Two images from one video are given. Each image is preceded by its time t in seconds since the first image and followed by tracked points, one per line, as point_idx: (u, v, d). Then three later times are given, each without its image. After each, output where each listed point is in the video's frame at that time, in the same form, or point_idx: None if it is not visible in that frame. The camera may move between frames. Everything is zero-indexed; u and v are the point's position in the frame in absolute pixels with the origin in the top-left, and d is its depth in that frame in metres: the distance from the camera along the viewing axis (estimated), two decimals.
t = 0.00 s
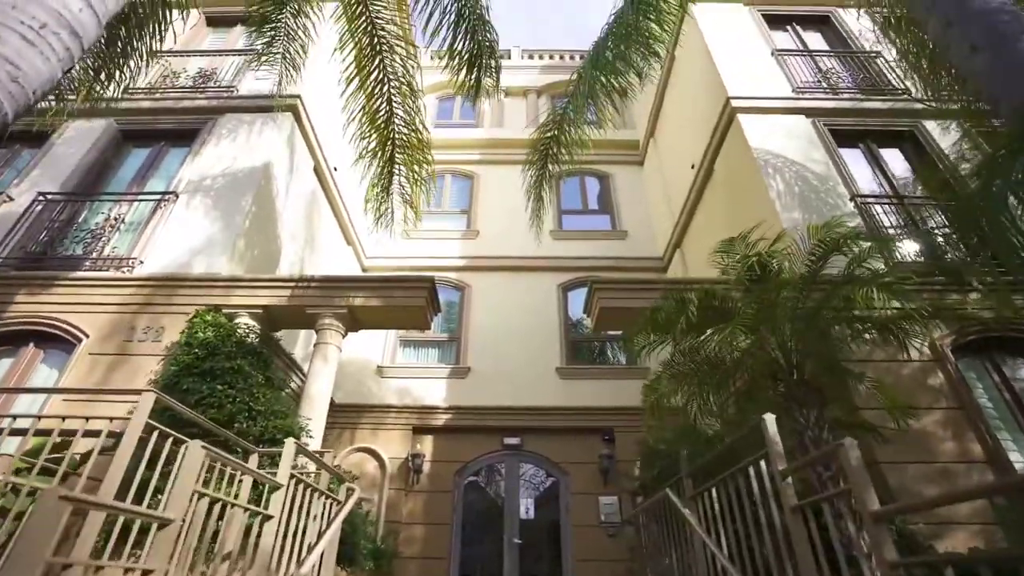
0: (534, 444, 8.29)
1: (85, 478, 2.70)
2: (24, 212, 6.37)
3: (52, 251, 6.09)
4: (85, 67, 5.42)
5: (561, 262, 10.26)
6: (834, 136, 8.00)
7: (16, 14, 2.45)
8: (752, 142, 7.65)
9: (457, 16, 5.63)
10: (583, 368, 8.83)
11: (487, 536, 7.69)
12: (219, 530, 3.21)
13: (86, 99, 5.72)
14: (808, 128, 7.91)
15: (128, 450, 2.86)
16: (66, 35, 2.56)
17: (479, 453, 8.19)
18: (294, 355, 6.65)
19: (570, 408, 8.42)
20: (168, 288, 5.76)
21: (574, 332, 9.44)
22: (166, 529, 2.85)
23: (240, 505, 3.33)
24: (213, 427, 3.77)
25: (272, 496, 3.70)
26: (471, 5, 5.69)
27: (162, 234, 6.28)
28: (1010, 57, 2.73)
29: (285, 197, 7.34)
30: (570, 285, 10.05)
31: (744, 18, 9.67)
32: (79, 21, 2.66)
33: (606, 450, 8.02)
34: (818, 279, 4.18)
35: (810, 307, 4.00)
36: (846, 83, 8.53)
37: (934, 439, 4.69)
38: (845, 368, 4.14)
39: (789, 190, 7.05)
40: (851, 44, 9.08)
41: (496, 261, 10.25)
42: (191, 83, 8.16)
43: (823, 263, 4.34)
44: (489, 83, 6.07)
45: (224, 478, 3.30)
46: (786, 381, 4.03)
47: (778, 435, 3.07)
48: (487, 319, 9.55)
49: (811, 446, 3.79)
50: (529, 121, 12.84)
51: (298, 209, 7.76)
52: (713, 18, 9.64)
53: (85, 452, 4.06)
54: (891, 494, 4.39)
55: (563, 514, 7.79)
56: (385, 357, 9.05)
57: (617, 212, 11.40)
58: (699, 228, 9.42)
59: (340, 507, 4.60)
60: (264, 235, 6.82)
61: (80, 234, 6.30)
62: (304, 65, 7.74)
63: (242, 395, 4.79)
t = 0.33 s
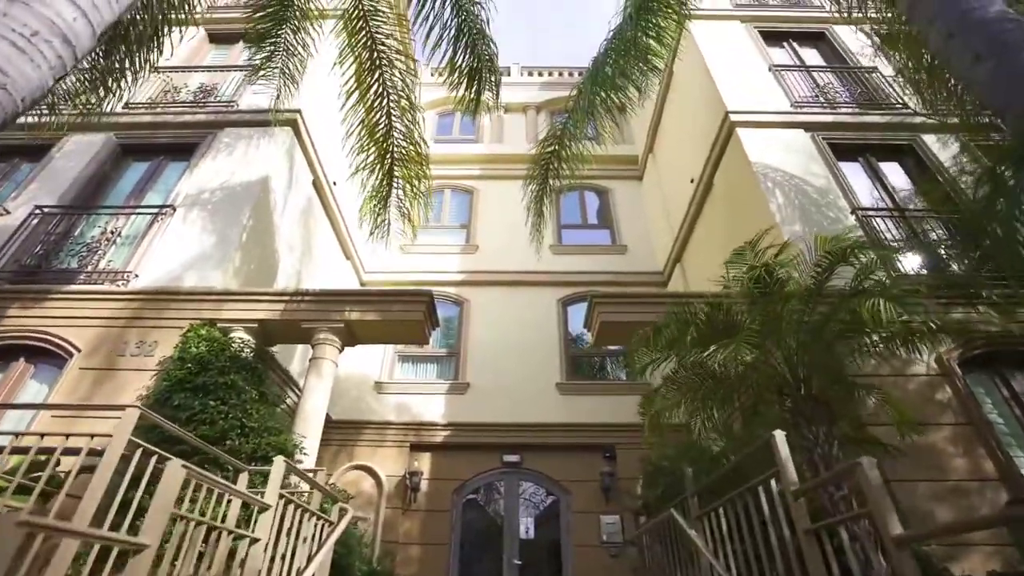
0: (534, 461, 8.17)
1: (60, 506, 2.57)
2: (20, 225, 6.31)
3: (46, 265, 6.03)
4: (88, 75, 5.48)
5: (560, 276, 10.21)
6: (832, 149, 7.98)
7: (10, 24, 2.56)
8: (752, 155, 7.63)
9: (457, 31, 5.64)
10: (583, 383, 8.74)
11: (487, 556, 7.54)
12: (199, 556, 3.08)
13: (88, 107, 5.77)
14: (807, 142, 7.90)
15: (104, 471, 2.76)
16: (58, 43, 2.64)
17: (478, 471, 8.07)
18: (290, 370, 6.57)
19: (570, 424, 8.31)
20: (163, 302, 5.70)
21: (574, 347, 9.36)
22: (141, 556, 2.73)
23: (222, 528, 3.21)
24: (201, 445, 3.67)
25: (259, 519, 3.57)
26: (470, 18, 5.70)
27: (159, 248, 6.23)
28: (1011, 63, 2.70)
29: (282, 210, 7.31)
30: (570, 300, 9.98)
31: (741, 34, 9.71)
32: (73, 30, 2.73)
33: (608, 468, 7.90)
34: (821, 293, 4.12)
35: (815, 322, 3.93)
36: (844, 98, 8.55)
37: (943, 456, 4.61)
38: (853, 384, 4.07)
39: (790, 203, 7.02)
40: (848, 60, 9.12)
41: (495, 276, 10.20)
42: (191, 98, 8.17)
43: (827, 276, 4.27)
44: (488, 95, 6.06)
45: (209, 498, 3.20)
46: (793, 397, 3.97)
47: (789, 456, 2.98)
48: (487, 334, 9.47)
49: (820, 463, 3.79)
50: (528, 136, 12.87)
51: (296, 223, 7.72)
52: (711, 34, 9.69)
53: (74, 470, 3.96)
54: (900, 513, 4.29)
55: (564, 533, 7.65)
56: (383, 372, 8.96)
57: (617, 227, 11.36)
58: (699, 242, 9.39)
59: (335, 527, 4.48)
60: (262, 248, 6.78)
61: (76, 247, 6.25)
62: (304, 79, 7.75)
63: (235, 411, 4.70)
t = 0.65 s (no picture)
0: (534, 480, 8.04)
1: (36, 525, 2.48)
2: (16, 238, 6.27)
3: (40, 278, 5.97)
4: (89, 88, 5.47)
5: (560, 293, 10.15)
6: (831, 165, 7.97)
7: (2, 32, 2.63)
8: (751, 170, 7.63)
9: (457, 46, 5.64)
10: (583, 401, 8.63)
11: None
12: None
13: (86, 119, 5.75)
14: (806, 158, 7.89)
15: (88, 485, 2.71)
16: (52, 52, 2.75)
17: (476, 490, 7.94)
18: (286, 386, 6.48)
19: (571, 441, 8.20)
20: (157, 317, 5.63)
21: (573, 363, 9.27)
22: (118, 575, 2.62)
23: (208, 550, 3.12)
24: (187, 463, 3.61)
25: (244, 542, 3.46)
26: (471, 34, 5.69)
27: (155, 262, 6.19)
28: (1012, 73, 2.68)
29: (280, 224, 7.29)
30: (570, 316, 9.90)
31: (737, 52, 9.76)
32: (67, 38, 2.86)
33: (608, 487, 7.76)
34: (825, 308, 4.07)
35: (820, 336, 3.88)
36: (842, 114, 8.56)
37: (952, 475, 4.54)
38: (860, 401, 4.00)
39: (790, 217, 7.00)
40: (844, 77, 9.16)
41: (494, 292, 10.14)
42: (191, 114, 8.18)
43: (832, 289, 4.22)
44: (488, 109, 6.04)
45: (199, 520, 3.12)
46: (799, 413, 3.91)
47: (799, 475, 2.90)
48: (486, 350, 9.38)
49: (829, 482, 3.73)
50: (528, 154, 12.91)
51: (294, 237, 7.68)
52: (709, 52, 9.75)
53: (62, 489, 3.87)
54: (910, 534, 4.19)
55: (564, 554, 7.50)
56: (381, 389, 8.86)
57: (617, 243, 11.33)
58: (699, 257, 9.36)
59: (326, 550, 4.37)
60: (258, 262, 6.74)
61: (71, 261, 6.20)
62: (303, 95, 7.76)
63: (228, 428, 4.62)
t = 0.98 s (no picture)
0: (533, 500, 7.91)
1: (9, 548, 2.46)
2: (11, 253, 6.22)
3: (35, 293, 5.91)
4: (89, 104, 5.36)
5: (559, 309, 10.08)
6: (830, 180, 7.95)
7: None
8: (751, 185, 7.62)
9: (457, 62, 5.66)
10: (584, 419, 8.53)
11: None
12: None
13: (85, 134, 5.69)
14: (805, 173, 7.88)
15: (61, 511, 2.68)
16: (47, 61, 2.86)
17: (475, 510, 7.80)
18: (282, 403, 6.39)
19: (571, 460, 8.08)
20: (152, 333, 5.57)
21: (573, 380, 9.18)
22: None
23: (190, 575, 3.04)
24: (173, 483, 3.54)
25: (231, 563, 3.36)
26: (473, 50, 5.70)
27: (151, 276, 6.14)
28: (1017, 83, 2.65)
29: (278, 239, 7.26)
30: (570, 332, 9.83)
31: (734, 70, 9.81)
32: (63, 48, 2.98)
33: (610, 506, 7.63)
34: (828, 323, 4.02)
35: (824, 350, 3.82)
36: (840, 130, 8.57)
37: (963, 495, 4.44)
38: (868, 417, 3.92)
39: (789, 231, 6.98)
40: (841, 94, 9.19)
41: (493, 308, 10.08)
42: (192, 130, 8.18)
43: (837, 303, 4.16)
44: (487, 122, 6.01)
45: (182, 543, 3.05)
46: (806, 430, 3.84)
47: (809, 494, 2.83)
48: (485, 367, 9.30)
49: (839, 502, 3.64)
50: (528, 171, 12.93)
51: (292, 252, 7.65)
52: (706, 70, 9.81)
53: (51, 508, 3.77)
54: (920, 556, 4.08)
55: None
56: (378, 406, 8.76)
57: (616, 259, 11.29)
58: (699, 273, 9.34)
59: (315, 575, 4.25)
60: (256, 276, 6.71)
61: (67, 276, 6.15)
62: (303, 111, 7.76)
63: (219, 445, 4.53)
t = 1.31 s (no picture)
0: (534, 520, 7.77)
1: None
2: (7, 267, 6.18)
3: (29, 308, 5.85)
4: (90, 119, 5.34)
5: (559, 326, 10.01)
6: (830, 196, 7.94)
7: None
8: (750, 201, 7.60)
9: (457, 78, 5.66)
10: (585, 437, 8.41)
11: None
12: None
13: (84, 151, 5.56)
14: (804, 188, 7.87)
15: (40, 532, 2.61)
16: (40, 72, 2.88)
17: (474, 530, 7.66)
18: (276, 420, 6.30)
19: (573, 478, 7.96)
20: (147, 348, 5.50)
21: (574, 398, 9.08)
22: None
23: None
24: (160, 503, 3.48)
25: None
26: (472, 67, 5.69)
27: (147, 291, 6.08)
28: (1019, 90, 2.64)
29: (275, 254, 7.22)
30: (570, 349, 9.75)
31: (732, 88, 9.86)
32: (58, 59, 3.00)
33: (612, 527, 7.48)
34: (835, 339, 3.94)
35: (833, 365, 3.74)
36: (837, 146, 8.58)
37: (976, 513, 4.35)
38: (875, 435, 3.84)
39: (789, 245, 6.95)
40: (838, 111, 9.22)
41: (492, 325, 10.02)
42: (192, 146, 8.18)
43: (842, 319, 4.10)
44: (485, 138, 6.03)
45: (168, 568, 2.96)
46: (814, 448, 3.77)
47: (822, 515, 2.75)
48: (485, 384, 9.20)
49: (851, 523, 3.53)
50: (528, 188, 12.95)
51: (290, 267, 7.62)
52: (705, 87, 9.85)
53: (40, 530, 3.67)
54: None
55: None
56: (376, 423, 8.65)
57: (616, 276, 11.24)
58: (699, 289, 9.31)
59: None
60: (252, 292, 6.66)
61: (62, 291, 6.09)
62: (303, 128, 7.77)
63: (210, 464, 4.43)
